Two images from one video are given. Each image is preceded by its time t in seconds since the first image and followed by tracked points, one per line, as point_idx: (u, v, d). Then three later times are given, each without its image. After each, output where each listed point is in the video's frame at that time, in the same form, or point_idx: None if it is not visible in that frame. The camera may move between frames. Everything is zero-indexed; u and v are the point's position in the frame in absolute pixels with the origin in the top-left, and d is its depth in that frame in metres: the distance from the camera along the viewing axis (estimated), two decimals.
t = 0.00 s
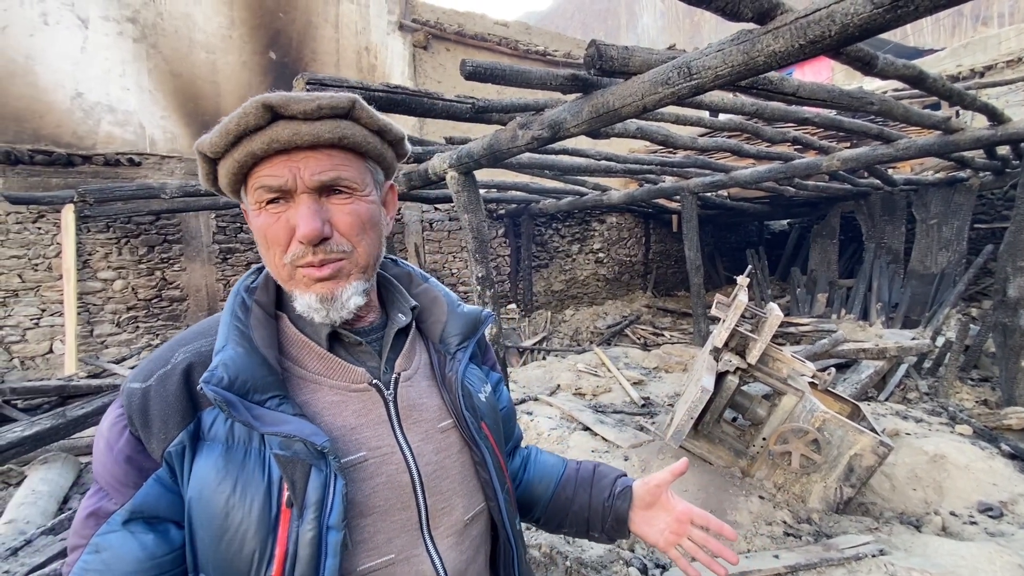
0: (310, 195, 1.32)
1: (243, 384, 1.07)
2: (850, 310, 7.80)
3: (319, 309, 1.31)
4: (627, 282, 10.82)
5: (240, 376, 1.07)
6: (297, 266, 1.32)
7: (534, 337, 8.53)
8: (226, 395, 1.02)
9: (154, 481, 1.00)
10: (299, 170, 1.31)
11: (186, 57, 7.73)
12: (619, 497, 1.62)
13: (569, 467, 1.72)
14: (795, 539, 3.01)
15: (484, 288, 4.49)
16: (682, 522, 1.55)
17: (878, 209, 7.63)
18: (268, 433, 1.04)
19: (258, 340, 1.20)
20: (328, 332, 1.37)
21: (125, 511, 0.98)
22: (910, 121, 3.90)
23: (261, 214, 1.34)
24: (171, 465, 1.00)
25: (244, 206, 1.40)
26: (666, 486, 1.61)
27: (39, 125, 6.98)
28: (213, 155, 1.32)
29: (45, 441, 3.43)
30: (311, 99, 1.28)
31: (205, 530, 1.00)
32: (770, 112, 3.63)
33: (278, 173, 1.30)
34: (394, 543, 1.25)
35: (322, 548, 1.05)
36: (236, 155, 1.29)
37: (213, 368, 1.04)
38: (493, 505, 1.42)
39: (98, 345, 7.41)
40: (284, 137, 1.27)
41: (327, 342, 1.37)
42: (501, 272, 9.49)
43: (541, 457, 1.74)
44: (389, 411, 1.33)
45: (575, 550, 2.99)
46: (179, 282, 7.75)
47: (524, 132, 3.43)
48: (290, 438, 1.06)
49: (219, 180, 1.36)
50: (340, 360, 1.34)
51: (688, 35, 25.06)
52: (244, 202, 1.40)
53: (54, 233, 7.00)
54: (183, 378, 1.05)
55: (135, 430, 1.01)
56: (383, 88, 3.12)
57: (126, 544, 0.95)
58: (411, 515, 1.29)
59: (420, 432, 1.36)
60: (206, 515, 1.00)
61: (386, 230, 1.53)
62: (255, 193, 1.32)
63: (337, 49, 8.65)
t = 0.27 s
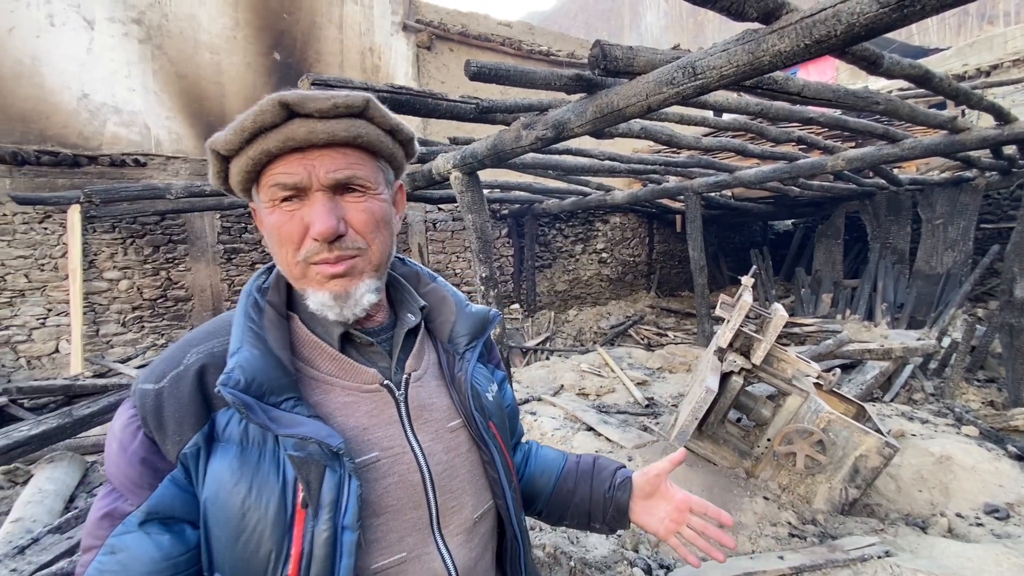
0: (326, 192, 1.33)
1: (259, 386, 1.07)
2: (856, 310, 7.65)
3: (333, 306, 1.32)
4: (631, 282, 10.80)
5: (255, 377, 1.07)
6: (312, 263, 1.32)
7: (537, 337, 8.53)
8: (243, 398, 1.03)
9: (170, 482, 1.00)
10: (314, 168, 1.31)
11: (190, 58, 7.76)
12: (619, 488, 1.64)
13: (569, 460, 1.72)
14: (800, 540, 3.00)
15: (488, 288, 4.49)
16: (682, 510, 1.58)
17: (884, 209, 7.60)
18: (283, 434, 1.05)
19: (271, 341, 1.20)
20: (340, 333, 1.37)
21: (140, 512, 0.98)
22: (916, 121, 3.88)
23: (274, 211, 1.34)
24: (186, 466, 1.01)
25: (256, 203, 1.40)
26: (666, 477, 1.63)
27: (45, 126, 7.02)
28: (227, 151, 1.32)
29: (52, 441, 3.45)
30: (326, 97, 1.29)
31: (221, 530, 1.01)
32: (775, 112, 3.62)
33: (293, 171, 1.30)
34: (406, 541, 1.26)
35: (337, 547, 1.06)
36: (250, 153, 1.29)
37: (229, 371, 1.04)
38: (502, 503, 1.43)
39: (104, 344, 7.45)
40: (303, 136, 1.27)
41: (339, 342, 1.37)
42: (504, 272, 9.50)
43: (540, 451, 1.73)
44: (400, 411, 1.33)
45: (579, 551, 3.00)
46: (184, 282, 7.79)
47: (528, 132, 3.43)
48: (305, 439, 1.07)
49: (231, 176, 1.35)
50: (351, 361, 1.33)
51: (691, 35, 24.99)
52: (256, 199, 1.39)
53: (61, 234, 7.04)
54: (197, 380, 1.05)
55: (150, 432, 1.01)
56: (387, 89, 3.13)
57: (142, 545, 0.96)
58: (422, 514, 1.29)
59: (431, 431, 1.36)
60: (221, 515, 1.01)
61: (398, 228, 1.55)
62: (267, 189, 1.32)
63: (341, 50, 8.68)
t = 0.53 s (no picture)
0: (415, 196, 1.38)
1: (275, 390, 1.07)
2: (860, 312, 7.71)
3: (415, 303, 1.39)
4: (634, 283, 10.80)
5: (271, 382, 1.07)
6: (403, 262, 1.35)
7: (541, 338, 8.53)
8: (260, 402, 1.03)
9: (186, 485, 1.02)
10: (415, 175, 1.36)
11: (196, 61, 7.81)
12: (620, 483, 1.64)
13: (570, 457, 1.73)
14: (805, 542, 2.99)
15: (492, 289, 4.49)
16: (681, 504, 1.58)
17: (889, 210, 7.57)
18: (299, 437, 1.05)
19: (285, 343, 1.20)
20: (353, 336, 1.35)
21: (158, 514, 1.00)
22: (922, 121, 3.86)
23: (371, 208, 1.28)
24: (202, 469, 1.02)
25: (321, 195, 1.26)
26: (664, 470, 1.64)
27: (53, 128, 7.08)
28: (331, 140, 1.21)
29: (59, 441, 3.48)
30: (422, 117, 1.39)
31: (237, 531, 1.02)
32: (779, 113, 3.62)
33: (403, 174, 1.31)
34: (418, 539, 1.29)
35: (352, 547, 1.08)
36: (370, 150, 1.24)
37: (245, 375, 1.04)
38: (509, 500, 1.46)
39: (110, 345, 7.50)
40: (411, 146, 1.33)
41: (351, 346, 1.35)
42: (508, 273, 9.51)
43: (542, 448, 1.74)
44: (411, 412, 1.34)
45: (583, 552, 3.00)
46: (190, 283, 7.83)
47: (533, 134, 3.44)
48: (321, 442, 1.07)
49: (316, 164, 1.21)
50: (363, 363, 1.33)
51: (695, 36, 24.96)
52: (329, 192, 1.26)
53: (68, 235, 7.09)
54: (211, 383, 1.05)
55: (165, 436, 1.02)
56: (392, 91, 3.12)
57: (160, 546, 0.98)
58: (433, 513, 1.31)
59: (441, 431, 1.38)
60: (238, 516, 1.02)
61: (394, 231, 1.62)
62: (371, 185, 1.26)
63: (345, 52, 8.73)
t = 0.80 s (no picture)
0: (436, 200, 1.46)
1: (282, 391, 1.07)
2: (864, 312, 7.65)
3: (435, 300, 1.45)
4: (637, 283, 10.78)
5: (279, 382, 1.07)
6: (429, 260, 1.42)
7: (543, 338, 8.52)
8: (269, 403, 1.03)
9: (190, 487, 1.01)
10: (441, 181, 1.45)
11: (199, 61, 7.84)
12: (613, 478, 1.63)
13: (564, 453, 1.72)
14: (807, 543, 2.98)
15: (494, 289, 4.49)
16: (673, 497, 1.60)
17: (892, 210, 7.54)
18: (305, 438, 1.06)
19: (291, 343, 1.19)
20: (357, 336, 1.34)
21: (160, 518, 0.99)
22: (925, 121, 3.85)
23: (409, 208, 1.34)
24: (207, 471, 1.01)
25: (362, 192, 1.29)
26: (655, 465, 1.65)
27: (56, 129, 7.11)
28: (387, 141, 1.26)
29: (62, 440, 3.49)
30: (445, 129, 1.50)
31: (243, 533, 1.02)
32: (782, 112, 3.61)
33: (436, 179, 1.40)
34: (423, 538, 1.29)
35: (359, 546, 1.08)
36: (418, 153, 1.31)
37: (252, 376, 1.04)
38: (510, 498, 1.46)
39: (113, 344, 7.52)
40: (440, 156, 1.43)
41: (355, 346, 1.34)
42: (510, 273, 9.52)
43: (535, 446, 1.73)
44: (414, 411, 1.34)
45: (585, 552, 3.00)
46: (193, 283, 7.86)
47: (534, 134, 3.44)
48: (328, 442, 1.08)
49: (370, 163, 1.25)
50: (367, 363, 1.32)
51: (698, 35, 24.87)
52: (371, 189, 1.29)
53: (71, 235, 7.12)
54: (215, 384, 1.04)
55: (169, 438, 1.01)
56: (395, 91, 3.10)
57: (163, 550, 0.97)
58: (437, 511, 1.31)
59: (443, 430, 1.38)
60: (243, 517, 1.02)
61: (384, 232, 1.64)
62: (413, 187, 1.33)
63: (348, 52, 8.75)
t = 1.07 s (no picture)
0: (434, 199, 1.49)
1: (290, 390, 1.06)
2: (867, 312, 7.58)
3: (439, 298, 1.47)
4: (639, 284, 10.76)
5: (287, 381, 1.06)
6: (435, 259, 1.44)
7: (545, 339, 8.52)
8: (279, 402, 1.02)
9: (194, 489, 0.99)
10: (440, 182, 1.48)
11: (202, 62, 7.86)
12: (608, 470, 1.65)
13: (558, 447, 1.73)
14: (810, 544, 2.97)
15: (496, 290, 4.49)
16: (666, 484, 1.61)
17: (896, 210, 7.51)
18: (313, 437, 1.05)
19: (295, 342, 1.18)
20: (362, 334, 1.32)
21: (165, 522, 0.96)
22: (929, 120, 3.83)
23: (418, 208, 1.36)
24: (212, 472, 1.00)
25: (372, 193, 1.30)
26: (648, 454, 1.67)
27: (60, 130, 7.14)
28: (398, 142, 1.28)
29: (66, 440, 3.50)
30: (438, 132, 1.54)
31: (249, 534, 1.01)
32: (784, 112, 3.59)
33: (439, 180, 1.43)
34: (427, 536, 1.28)
35: (366, 544, 1.09)
36: (426, 155, 1.34)
37: (260, 375, 1.03)
38: (510, 494, 1.47)
39: (116, 345, 7.55)
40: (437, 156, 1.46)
41: (359, 344, 1.33)
42: (512, 274, 9.52)
43: (530, 441, 1.74)
44: (417, 410, 1.34)
45: (587, 553, 2.99)
46: (196, 284, 7.88)
47: (536, 134, 3.44)
48: (335, 441, 1.07)
49: (384, 163, 1.26)
50: (371, 361, 1.31)
51: (700, 36, 24.82)
52: (382, 190, 1.30)
53: (75, 236, 7.15)
54: (219, 384, 1.03)
55: (172, 440, 0.98)
56: (397, 93, 3.09)
57: (167, 555, 0.94)
58: (440, 509, 1.31)
59: (445, 428, 1.38)
60: (249, 518, 1.01)
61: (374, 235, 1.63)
62: (421, 186, 1.35)
63: (350, 53, 8.76)
